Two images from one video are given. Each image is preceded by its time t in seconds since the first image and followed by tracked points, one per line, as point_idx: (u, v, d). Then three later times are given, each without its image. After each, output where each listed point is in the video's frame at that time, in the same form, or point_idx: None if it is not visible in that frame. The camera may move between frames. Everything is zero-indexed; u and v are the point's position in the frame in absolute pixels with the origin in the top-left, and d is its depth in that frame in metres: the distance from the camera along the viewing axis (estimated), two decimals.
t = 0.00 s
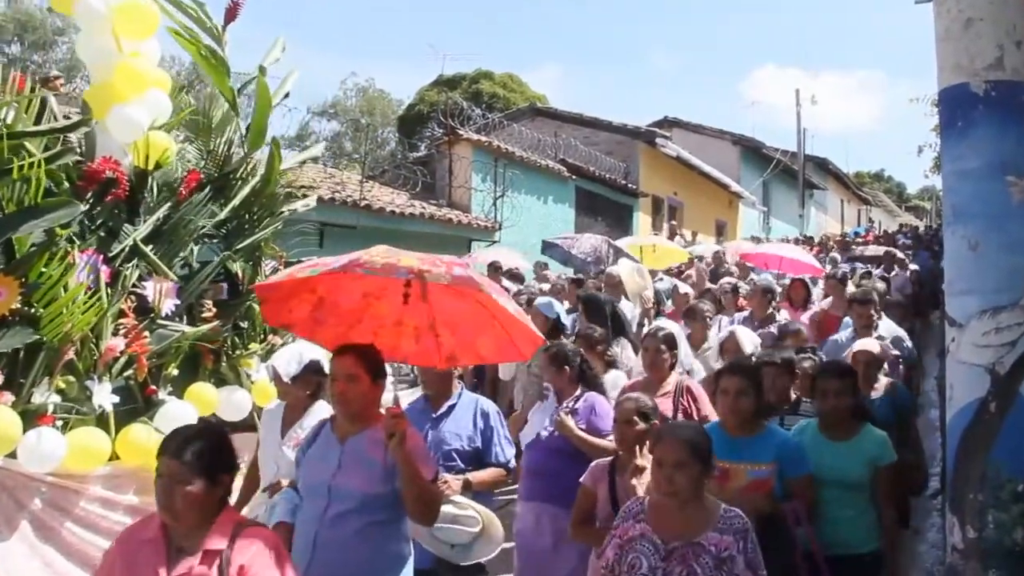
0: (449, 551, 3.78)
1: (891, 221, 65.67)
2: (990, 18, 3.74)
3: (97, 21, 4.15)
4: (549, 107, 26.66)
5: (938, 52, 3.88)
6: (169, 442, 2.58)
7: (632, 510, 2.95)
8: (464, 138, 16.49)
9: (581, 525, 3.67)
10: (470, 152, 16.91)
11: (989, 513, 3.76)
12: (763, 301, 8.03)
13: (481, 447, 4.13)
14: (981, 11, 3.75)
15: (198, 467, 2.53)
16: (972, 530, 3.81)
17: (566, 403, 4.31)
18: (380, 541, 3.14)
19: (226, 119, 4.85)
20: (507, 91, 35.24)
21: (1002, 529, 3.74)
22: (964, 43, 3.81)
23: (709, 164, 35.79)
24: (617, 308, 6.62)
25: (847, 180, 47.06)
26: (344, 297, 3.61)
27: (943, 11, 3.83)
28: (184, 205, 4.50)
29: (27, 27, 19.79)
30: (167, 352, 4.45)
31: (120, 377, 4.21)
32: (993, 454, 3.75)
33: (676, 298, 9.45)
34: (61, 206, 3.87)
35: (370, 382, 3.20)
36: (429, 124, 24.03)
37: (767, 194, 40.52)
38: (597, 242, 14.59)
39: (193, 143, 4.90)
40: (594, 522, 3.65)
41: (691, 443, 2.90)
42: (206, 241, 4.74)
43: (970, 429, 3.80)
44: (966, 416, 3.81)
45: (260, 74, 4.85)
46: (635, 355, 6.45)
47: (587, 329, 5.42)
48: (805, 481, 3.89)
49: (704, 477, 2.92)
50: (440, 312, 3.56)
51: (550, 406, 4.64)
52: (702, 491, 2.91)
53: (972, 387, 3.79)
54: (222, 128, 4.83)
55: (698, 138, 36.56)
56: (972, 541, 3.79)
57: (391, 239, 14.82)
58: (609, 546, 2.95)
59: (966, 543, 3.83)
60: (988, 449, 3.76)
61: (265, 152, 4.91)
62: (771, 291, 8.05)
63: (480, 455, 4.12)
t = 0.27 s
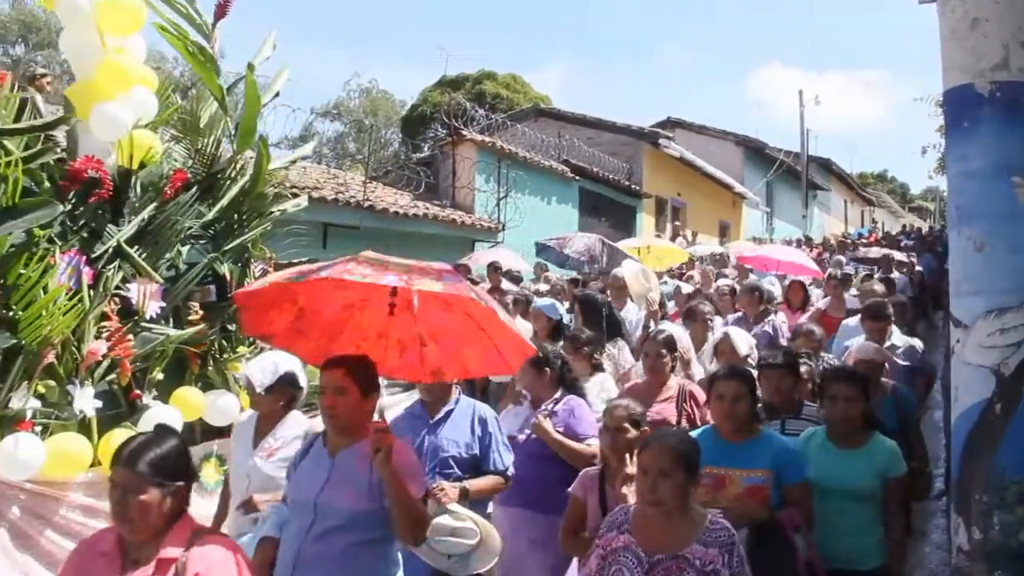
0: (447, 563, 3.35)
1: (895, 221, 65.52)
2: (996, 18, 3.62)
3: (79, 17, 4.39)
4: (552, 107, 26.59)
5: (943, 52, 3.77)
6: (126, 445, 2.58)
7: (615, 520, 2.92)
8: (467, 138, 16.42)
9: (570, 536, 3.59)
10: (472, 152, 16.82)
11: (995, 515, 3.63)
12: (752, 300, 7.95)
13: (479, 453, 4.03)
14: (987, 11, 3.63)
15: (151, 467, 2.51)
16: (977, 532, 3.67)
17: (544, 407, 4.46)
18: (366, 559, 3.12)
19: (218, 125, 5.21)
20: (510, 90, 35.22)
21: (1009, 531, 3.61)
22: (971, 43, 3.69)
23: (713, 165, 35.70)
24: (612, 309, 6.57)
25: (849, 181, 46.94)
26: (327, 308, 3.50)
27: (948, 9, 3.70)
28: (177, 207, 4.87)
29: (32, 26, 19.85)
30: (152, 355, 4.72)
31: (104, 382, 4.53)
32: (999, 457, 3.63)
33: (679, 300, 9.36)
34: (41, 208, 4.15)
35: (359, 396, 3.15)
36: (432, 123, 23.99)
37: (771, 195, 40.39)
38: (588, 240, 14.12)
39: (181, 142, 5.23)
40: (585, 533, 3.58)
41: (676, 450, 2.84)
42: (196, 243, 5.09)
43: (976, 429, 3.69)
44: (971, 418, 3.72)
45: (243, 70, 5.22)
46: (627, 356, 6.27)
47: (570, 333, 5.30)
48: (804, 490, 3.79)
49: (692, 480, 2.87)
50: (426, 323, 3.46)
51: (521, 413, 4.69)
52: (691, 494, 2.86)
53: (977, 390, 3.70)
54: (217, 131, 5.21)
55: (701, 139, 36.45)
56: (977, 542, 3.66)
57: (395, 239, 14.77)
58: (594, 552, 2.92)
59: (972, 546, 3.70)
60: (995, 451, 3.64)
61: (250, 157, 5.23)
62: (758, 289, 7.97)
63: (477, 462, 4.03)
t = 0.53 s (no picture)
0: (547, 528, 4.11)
1: (897, 219, 66.26)
2: (999, 18, 3.66)
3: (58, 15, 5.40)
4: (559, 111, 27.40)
5: (947, 53, 3.81)
6: (314, 369, 3.15)
7: (694, 450, 3.84)
8: (470, 140, 17.24)
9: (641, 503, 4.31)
10: (476, 154, 17.62)
11: (998, 515, 3.69)
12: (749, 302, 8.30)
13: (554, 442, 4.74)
14: (990, 11, 3.67)
15: (337, 384, 3.11)
16: (981, 532, 3.73)
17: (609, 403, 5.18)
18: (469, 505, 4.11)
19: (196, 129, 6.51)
20: (517, 94, 36.11)
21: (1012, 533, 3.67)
22: (974, 42, 3.72)
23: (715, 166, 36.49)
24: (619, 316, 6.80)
25: (851, 180, 47.68)
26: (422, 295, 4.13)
27: (951, 10, 3.76)
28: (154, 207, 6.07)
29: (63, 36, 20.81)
30: (128, 361, 5.86)
31: (80, 388, 5.56)
32: (1001, 456, 3.69)
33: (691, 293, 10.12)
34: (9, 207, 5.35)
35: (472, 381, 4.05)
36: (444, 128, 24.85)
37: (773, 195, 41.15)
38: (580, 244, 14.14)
39: (160, 142, 6.50)
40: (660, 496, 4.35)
41: (743, 391, 3.78)
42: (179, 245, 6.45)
43: (982, 429, 3.72)
44: (976, 418, 3.75)
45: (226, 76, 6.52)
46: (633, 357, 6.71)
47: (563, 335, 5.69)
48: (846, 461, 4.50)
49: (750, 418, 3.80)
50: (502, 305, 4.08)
51: (590, 382, 5.49)
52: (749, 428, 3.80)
53: (983, 390, 3.73)
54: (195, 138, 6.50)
55: (701, 140, 37.27)
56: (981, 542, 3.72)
57: (397, 239, 15.52)
58: (677, 477, 3.83)
59: (974, 545, 3.76)
60: (997, 451, 3.69)
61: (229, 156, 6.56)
62: (755, 291, 8.33)
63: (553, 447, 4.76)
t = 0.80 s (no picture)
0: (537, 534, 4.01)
1: (898, 219, 66.10)
2: (1001, 17, 3.61)
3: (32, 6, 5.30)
4: (559, 109, 27.27)
5: (949, 52, 3.74)
6: (283, 371, 3.21)
7: (691, 455, 3.75)
8: (471, 139, 17.13)
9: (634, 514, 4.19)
10: (477, 152, 17.46)
11: (999, 516, 3.64)
12: (753, 305, 8.15)
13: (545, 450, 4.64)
14: (992, 9, 3.62)
15: (305, 387, 3.15)
16: (981, 532, 3.68)
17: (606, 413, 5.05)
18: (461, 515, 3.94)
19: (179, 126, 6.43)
20: (518, 92, 35.99)
21: (1013, 532, 3.62)
22: (976, 43, 3.67)
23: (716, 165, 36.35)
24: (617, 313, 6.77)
25: (853, 180, 47.53)
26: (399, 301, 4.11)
27: (953, 9, 3.70)
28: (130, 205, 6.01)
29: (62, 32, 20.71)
30: (102, 363, 5.79)
31: (50, 392, 5.49)
32: (1003, 456, 3.63)
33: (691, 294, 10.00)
34: None
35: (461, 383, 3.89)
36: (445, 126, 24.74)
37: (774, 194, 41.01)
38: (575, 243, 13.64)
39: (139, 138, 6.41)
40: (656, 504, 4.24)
41: (742, 397, 3.66)
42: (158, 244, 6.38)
43: (981, 430, 3.67)
44: (976, 417, 3.70)
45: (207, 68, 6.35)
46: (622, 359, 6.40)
47: (560, 336, 5.51)
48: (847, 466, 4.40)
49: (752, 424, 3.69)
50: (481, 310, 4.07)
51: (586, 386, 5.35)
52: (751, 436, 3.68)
53: (984, 388, 3.68)
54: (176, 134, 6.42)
55: (702, 139, 37.14)
56: (982, 542, 3.67)
57: (397, 238, 15.37)
58: (673, 480, 3.76)
59: (976, 545, 3.70)
60: (998, 451, 3.64)
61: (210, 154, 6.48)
62: (761, 293, 8.15)
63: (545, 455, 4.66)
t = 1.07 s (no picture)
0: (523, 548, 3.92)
1: (896, 217, 66.01)
2: (1004, 14, 3.60)
3: None
4: (559, 106, 27.14)
5: (952, 49, 3.75)
6: (242, 372, 3.18)
7: (685, 455, 3.63)
8: (471, 136, 17.01)
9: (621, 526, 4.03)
10: (477, 149, 17.42)
11: (1002, 512, 3.57)
12: (757, 301, 7.99)
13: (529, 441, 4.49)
14: (995, 7, 3.61)
15: (265, 389, 3.14)
16: (983, 528, 3.62)
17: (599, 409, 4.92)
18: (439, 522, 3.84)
19: (156, 117, 6.48)
20: (515, 89, 35.83)
21: (1015, 529, 3.55)
22: (978, 40, 3.67)
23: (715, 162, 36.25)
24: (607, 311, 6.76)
25: (852, 178, 47.40)
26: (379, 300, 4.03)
27: (955, 7, 3.70)
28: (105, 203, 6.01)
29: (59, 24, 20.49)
30: (71, 365, 5.71)
31: (18, 393, 5.35)
32: (1005, 452, 3.58)
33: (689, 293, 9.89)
34: None
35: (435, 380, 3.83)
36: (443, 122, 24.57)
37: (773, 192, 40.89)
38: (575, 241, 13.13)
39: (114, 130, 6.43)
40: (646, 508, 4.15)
41: (740, 397, 3.54)
42: (134, 239, 6.40)
43: (983, 427, 3.65)
44: (978, 413, 3.67)
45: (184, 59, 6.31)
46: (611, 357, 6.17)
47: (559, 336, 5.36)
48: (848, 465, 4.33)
49: (751, 422, 3.56)
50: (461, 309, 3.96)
51: (580, 388, 5.27)
52: (750, 435, 3.57)
53: (986, 385, 3.65)
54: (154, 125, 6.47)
55: (702, 136, 37.03)
56: (984, 539, 3.61)
57: (396, 235, 15.21)
58: (667, 479, 3.65)
59: (978, 541, 3.64)
60: (1000, 446, 3.59)
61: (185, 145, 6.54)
62: (765, 291, 8.00)
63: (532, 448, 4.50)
